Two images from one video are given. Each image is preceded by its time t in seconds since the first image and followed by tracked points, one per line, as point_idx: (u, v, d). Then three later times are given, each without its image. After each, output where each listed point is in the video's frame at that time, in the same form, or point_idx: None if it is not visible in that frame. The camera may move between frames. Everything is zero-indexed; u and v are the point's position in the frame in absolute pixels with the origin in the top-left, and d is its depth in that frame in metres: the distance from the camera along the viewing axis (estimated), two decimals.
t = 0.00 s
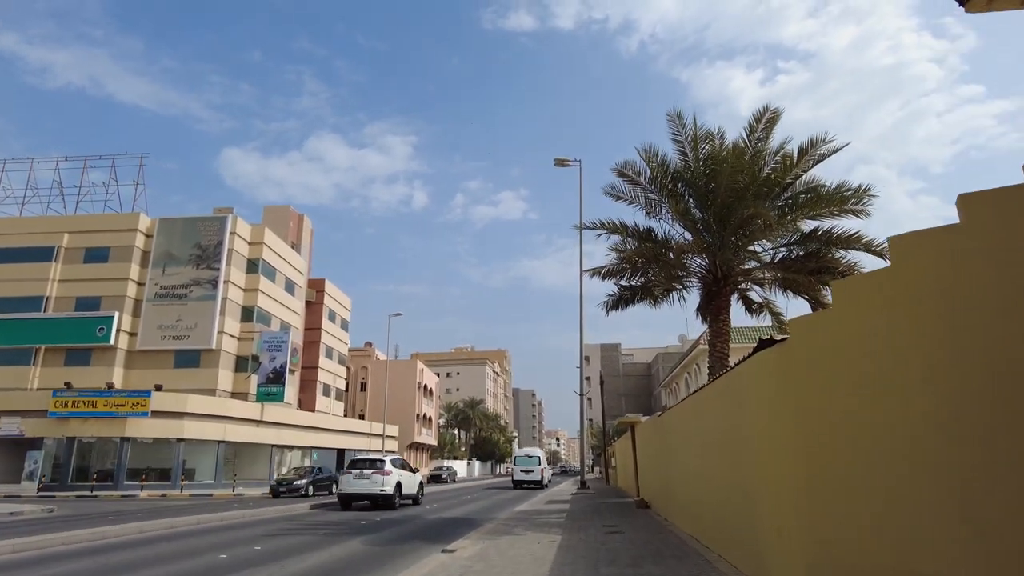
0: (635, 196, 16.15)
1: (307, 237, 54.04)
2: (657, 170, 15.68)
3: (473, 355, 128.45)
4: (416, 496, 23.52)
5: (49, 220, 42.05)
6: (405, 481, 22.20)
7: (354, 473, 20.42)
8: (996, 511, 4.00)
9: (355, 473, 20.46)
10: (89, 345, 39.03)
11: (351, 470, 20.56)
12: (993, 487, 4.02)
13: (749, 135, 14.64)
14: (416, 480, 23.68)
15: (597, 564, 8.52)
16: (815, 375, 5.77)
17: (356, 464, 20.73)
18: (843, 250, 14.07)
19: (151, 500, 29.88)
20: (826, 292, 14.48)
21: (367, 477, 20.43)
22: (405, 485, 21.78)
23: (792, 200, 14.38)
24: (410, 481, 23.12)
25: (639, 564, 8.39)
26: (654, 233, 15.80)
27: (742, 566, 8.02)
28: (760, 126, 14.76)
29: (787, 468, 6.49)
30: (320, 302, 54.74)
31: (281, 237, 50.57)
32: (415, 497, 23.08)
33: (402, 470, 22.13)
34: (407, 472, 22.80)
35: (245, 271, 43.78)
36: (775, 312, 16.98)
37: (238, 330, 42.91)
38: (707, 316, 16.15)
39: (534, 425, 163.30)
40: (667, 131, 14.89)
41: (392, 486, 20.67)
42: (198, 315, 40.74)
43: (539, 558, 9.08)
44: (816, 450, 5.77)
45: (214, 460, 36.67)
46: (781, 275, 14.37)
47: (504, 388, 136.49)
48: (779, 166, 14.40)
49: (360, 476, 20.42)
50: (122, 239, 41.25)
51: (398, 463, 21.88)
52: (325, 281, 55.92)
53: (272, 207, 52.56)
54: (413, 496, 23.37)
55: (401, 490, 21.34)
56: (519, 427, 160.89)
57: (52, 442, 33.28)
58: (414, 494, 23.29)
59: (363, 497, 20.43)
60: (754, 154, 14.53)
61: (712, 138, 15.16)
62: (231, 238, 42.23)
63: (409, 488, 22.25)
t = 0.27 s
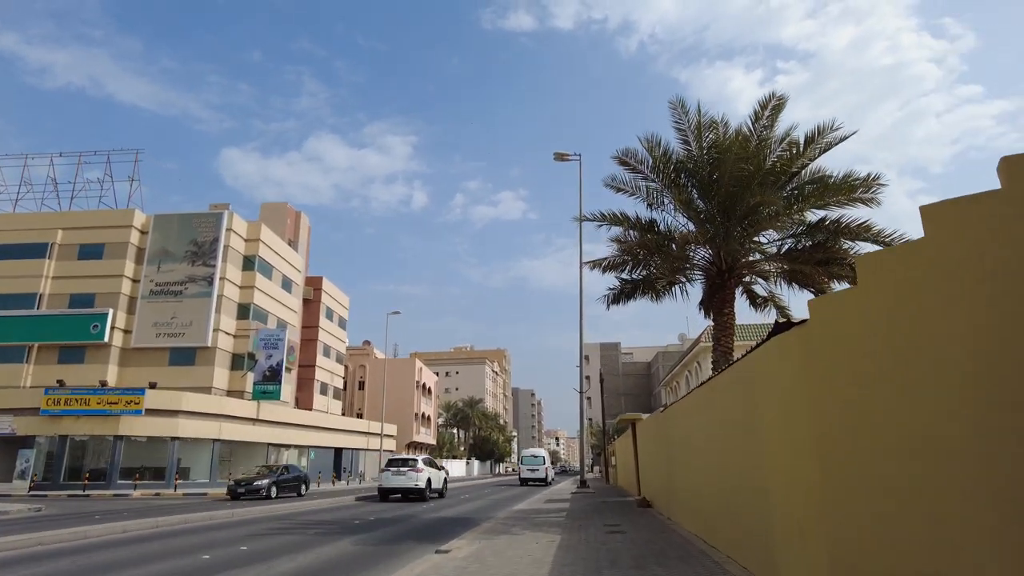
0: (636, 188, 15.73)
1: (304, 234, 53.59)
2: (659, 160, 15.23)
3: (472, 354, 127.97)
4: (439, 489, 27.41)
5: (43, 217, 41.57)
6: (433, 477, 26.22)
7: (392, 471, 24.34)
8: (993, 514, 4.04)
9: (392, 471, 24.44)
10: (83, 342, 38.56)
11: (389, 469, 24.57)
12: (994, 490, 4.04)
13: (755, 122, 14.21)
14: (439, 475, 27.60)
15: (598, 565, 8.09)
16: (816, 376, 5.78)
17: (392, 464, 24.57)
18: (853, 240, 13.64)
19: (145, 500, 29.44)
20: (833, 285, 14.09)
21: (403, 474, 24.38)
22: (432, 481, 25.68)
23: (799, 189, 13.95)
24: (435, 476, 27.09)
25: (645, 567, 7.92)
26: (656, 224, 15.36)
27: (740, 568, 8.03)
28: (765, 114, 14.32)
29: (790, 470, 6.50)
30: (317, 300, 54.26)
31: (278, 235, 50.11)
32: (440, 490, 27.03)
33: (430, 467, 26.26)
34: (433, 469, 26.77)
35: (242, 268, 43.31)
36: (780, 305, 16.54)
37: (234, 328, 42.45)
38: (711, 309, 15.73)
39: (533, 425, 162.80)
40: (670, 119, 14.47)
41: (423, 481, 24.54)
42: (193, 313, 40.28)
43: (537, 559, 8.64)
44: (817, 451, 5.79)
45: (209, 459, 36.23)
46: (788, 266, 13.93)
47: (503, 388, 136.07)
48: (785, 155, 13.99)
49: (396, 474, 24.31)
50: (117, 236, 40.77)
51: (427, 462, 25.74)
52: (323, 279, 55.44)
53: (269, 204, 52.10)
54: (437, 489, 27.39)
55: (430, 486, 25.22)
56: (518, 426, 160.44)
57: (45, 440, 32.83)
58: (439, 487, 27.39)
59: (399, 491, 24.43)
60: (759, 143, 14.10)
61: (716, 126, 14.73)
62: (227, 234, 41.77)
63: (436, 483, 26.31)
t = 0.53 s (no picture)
0: (636, 184, 15.37)
1: (302, 233, 53.23)
2: (660, 155, 14.85)
3: (471, 355, 127.55)
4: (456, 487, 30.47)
5: (38, 215, 41.17)
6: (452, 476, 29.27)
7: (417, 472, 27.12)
8: (987, 519, 3.86)
9: (417, 471, 27.24)
10: (77, 342, 38.14)
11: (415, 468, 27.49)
12: (988, 495, 3.86)
13: (759, 115, 13.84)
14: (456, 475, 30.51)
15: None
16: (829, 372, 5.60)
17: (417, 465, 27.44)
18: (860, 236, 13.27)
19: (138, 502, 29.05)
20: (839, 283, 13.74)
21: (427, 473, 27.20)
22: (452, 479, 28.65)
23: (804, 184, 13.58)
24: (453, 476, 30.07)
25: None
26: (657, 221, 14.99)
27: (751, 568, 7.89)
28: (770, 106, 13.95)
29: (801, 469, 6.34)
30: (315, 300, 53.87)
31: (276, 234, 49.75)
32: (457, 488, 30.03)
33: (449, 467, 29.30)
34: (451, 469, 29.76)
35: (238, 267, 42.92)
36: (785, 305, 16.17)
37: (230, 328, 42.05)
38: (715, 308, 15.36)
39: (533, 425, 162.36)
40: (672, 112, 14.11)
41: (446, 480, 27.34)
42: (189, 312, 39.90)
43: (532, 568, 8.25)
44: (829, 451, 5.62)
45: (204, 460, 35.83)
46: (794, 263, 13.54)
47: (502, 388, 135.65)
48: (790, 149, 13.62)
49: (420, 473, 27.13)
50: (111, 235, 40.37)
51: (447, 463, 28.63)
52: (320, 279, 55.05)
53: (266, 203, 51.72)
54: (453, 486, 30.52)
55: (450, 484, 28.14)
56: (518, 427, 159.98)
57: (37, 441, 32.44)
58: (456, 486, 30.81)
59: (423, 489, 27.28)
60: (763, 136, 13.73)
61: (719, 120, 14.36)
62: (224, 233, 41.39)
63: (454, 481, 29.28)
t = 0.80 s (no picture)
0: (636, 175, 14.94)
1: (298, 232, 52.78)
2: (661, 146, 14.42)
3: (470, 355, 127.05)
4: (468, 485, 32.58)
5: (30, 212, 40.71)
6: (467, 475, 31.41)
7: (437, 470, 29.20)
8: (989, 520, 3.72)
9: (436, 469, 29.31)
10: (70, 340, 37.67)
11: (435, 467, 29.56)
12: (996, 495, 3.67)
13: (762, 104, 13.43)
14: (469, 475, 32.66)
15: None
16: (834, 366, 5.41)
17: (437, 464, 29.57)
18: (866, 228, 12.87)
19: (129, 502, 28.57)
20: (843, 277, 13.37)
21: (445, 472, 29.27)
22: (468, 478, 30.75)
23: (809, 174, 13.17)
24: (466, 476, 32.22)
25: None
26: (657, 213, 14.56)
27: (750, 568, 7.65)
28: (772, 95, 13.54)
29: (803, 464, 6.12)
30: (311, 299, 53.38)
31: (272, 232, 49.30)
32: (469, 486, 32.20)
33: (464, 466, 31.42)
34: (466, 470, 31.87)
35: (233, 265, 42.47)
36: (788, 300, 15.78)
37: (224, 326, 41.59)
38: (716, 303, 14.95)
39: (531, 426, 161.80)
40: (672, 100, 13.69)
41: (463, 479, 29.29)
42: (183, 311, 39.46)
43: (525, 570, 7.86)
44: (833, 447, 5.45)
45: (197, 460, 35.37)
46: (798, 255, 13.13)
47: (501, 389, 135.15)
48: (794, 138, 13.22)
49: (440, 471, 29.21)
50: (104, 232, 39.91)
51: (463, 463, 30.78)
52: (317, 277, 54.59)
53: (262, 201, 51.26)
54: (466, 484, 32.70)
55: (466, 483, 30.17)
56: (516, 427, 159.47)
57: (28, 440, 31.97)
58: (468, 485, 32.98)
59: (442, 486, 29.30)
60: (767, 125, 13.32)
61: (721, 109, 13.96)
62: (218, 231, 40.94)
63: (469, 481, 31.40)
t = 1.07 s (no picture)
0: (636, 170, 14.56)
1: (295, 232, 52.38)
2: (662, 140, 14.02)
3: (468, 356, 126.66)
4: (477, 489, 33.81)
5: (23, 212, 40.32)
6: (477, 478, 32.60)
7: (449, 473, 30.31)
8: (986, 531, 3.40)
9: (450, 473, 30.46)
10: (64, 341, 37.11)
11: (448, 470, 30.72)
12: (998, 505, 3.33)
13: (766, 96, 13.05)
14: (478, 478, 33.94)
15: None
16: (834, 361, 5.05)
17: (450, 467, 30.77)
18: (874, 225, 12.49)
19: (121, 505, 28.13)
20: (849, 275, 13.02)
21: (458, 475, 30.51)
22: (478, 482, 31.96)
23: (814, 168, 12.80)
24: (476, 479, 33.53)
25: None
26: (658, 209, 14.18)
27: (747, 569, 7.32)
28: (777, 87, 13.16)
29: (802, 464, 5.78)
30: (308, 300, 52.94)
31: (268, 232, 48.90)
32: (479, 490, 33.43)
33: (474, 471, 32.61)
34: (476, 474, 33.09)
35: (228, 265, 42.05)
36: (792, 299, 15.41)
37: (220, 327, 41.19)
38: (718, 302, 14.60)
39: (531, 427, 161.43)
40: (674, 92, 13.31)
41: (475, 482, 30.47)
42: (178, 311, 39.04)
43: None
44: (832, 446, 5.10)
45: (192, 462, 34.94)
46: (803, 252, 12.75)
47: (500, 390, 134.80)
48: (799, 132, 12.84)
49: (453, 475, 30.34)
50: (98, 232, 39.50)
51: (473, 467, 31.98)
52: (314, 278, 54.18)
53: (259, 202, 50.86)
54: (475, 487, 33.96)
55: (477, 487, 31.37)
56: (516, 429, 159.12)
57: (19, 442, 31.55)
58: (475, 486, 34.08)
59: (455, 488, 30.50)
60: (771, 118, 12.95)
61: (724, 102, 13.58)
62: (214, 231, 40.53)
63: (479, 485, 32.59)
